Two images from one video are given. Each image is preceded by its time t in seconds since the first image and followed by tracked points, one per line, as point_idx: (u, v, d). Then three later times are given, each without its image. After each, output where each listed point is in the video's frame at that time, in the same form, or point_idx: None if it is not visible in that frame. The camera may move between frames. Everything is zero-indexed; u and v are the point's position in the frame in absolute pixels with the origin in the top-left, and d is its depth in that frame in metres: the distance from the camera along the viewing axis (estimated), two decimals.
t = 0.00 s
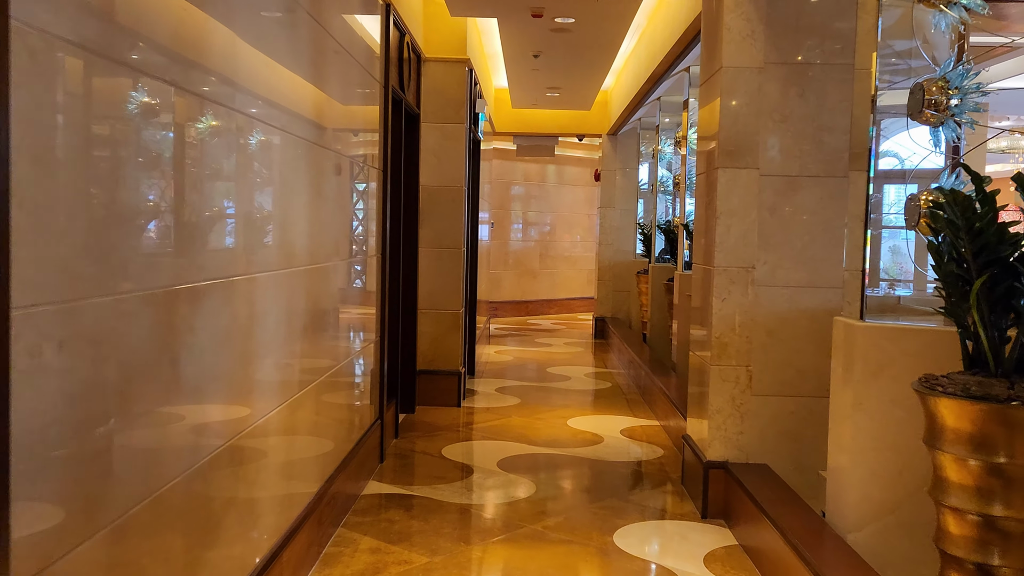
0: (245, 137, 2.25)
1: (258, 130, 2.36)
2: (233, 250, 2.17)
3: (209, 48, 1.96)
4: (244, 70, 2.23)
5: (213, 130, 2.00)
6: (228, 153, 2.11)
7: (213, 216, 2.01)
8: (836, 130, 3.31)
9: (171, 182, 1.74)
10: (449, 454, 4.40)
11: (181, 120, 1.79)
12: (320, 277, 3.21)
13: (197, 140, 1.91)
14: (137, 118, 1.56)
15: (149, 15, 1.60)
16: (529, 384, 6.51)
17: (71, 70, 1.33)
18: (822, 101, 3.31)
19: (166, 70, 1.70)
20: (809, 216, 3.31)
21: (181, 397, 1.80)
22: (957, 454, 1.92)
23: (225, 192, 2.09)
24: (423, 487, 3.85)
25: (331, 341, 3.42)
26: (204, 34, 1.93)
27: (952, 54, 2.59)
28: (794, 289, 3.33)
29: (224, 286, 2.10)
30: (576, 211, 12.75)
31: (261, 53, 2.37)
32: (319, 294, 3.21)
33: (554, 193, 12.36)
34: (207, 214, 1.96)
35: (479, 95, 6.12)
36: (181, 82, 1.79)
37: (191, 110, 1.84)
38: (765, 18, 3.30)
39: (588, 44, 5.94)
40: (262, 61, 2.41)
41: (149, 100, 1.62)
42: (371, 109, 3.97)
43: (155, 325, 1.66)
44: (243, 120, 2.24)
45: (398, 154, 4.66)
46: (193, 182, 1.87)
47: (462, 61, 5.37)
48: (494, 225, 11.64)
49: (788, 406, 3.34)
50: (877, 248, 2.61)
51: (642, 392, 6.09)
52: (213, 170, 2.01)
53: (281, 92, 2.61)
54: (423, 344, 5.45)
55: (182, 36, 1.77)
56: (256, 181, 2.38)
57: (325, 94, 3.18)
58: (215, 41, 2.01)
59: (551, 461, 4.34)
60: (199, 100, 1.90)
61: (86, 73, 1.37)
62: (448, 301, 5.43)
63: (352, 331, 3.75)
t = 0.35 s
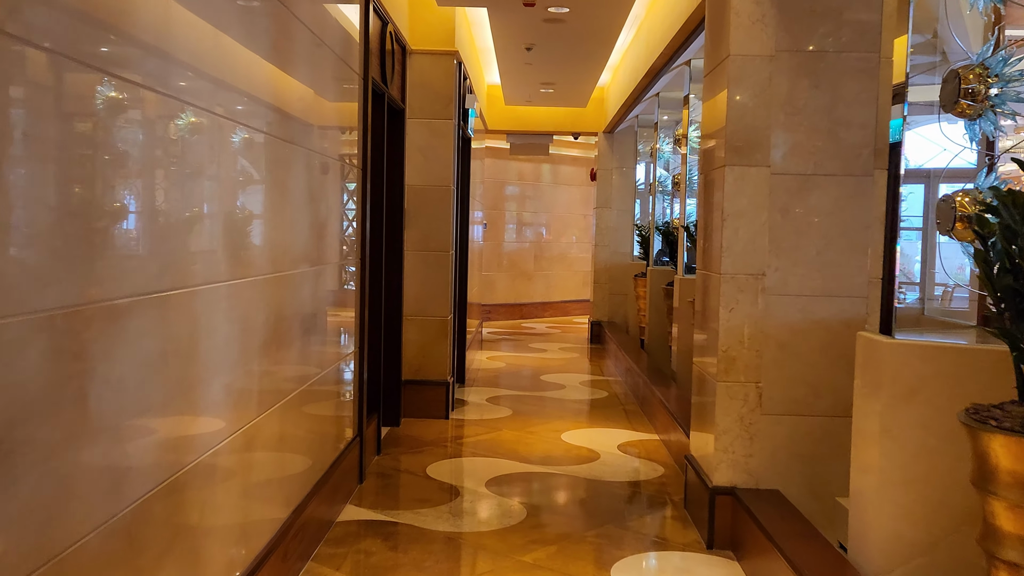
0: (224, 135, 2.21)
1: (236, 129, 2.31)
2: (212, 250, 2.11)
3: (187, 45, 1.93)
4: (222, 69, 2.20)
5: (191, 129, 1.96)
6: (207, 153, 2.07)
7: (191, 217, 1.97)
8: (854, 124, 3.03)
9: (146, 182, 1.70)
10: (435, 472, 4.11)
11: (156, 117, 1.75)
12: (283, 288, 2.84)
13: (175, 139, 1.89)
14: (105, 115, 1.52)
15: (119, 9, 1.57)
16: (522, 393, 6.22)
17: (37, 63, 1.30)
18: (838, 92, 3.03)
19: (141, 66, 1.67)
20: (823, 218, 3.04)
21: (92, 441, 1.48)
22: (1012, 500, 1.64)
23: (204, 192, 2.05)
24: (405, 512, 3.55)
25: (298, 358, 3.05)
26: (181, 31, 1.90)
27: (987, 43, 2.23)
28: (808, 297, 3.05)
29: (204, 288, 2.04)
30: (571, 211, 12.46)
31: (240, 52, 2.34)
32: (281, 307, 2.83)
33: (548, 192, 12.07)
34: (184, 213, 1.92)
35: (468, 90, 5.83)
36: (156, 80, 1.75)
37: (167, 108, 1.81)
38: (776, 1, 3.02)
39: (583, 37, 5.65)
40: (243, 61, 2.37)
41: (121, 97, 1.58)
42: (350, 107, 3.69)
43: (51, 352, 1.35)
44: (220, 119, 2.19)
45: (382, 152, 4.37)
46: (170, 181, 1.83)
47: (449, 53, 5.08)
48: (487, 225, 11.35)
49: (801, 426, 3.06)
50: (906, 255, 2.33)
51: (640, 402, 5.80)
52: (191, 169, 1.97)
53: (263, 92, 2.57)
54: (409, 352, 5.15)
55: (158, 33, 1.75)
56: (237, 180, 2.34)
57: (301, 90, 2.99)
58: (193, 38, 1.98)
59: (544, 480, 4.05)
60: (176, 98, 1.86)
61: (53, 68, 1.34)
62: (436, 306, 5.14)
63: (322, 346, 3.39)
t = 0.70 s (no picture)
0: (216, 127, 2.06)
1: (229, 121, 2.15)
2: (202, 247, 1.95)
3: (174, 27, 1.77)
4: (215, 56, 2.04)
5: (178, 119, 1.81)
6: (197, 145, 1.92)
7: (179, 212, 1.82)
8: (896, 106, 2.74)
9: (125, 177, 1.55)
10: (431, 487, 3.81)
11: (140, 105, 1.61)
12: (261, 293, 2.44)
13: (162, 130, 1.74)
14: (82, 103, 1.39)
15: None
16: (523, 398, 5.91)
17: None
18: (878, 71, 2.74)
19: (122, 50, 1.53)
20: (861, 211, 2.75)
21: None
22: None
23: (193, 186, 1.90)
24: (398, 534, 3.24)
25: (277, 371, 2.64)
26: (167, 11, 1.74)
27: None
28: (844, 299, 2.76)
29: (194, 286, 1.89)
30: (572, 209, 12.16)
31: (234, 39, 2.18)
32: (262, 314, 2.43)
33: (548, 189, 11.76)
34: (172, 208, 1.77)
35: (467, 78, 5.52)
36: (139, 65, 1.61)
37: (153, 96, 1.67)
38: None
39: (588, 22, 5.35)
40: (236, 48, 2.21)
41: (99, 83, 1.44)
42: (337, 99, 3.34)
43: None
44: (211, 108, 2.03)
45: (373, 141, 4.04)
46: (156, 173, 1.69)
47: (446, 37, 4.78)
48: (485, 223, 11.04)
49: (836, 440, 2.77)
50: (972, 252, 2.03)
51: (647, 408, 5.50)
52: (180, 161, 1.82)
53: (259, 83, 2.41)
54: (403, 356, 4.84)
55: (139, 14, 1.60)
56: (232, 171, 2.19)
57: (290, 75, 2.71)
58: (181, 20, 1.82)
59: (549, 495, 3.75)
60: (162, 85, 1.72)
61: (15, 51, 1.19)
62: (432, 307, 4.83)
63: (305, 358, 2.98)
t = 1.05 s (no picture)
0: (209, 127, 1.90)
1: (223, 121, 1.99)
2: (189, 253, 1.79)
3: (163, 20, 1.63)
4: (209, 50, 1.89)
5: (164, 117, 1.65)
6: (188, 146, 1.77)
7: (163, 215, 1.66)
8: (946, 100, 2.46)
9: (100, 180, 1.40)
10: (426, 512, 3.52)
11: (121, 103, 1.46)
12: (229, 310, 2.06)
13: (149, 130, 1.59)
14: (55, 99, 1.26)
15: None
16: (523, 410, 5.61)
17: None
18: (926, 61, 2.46)
19: (100, 43, 1.39)
20: (906, 217, 2.47)
21: None
22: None
23: (182, 190, 1.75)
24: (391, 569, 2.95)
25: (248, 399, 2.25)
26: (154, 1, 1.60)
27: None
28: (885, 314, 2.49)
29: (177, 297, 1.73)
30: (572, 210, 11.86)
31: (229, 35, 2.03)
32: (229, 333, 2.06)
33: (548, 190, 11.47)
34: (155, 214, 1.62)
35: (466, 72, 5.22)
36: (122, 60, 1.46)
37: (136, 92, 1.51)
38: None
39: (594, 13, 5.06)
40: (232, 46, 2.06)
41: (75, 78, 1.31)
42: (322, 94, 2.97)
43: None
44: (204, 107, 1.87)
45: (363, 138, 3.72)
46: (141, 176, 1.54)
47: (444, 28, 4.49)
48: (483, 224, 10.74)
49: (877, 471, 2.50)
50: None
51: (655, 422, 5.21)
52: (168, 162, 1.67)
53: (257, 82, 2.25)
54: (397, 368, 4.55)
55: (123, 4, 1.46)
56: (228, 173, 2.04)
57: (272, 65, 2.40)
58: (171, 12, 1.67)
59: (555, 522, 3.46)
60: (147, 80, 1.56)
61: None
62: (428, 314, 4.54)
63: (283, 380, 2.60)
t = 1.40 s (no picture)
0: (196, 122, 1.78)
1: (212, 117, 1.88)
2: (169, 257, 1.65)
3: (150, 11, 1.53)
4: (197, 42, 1.77)
5: (145, 112, 1.52)
6: (172, 145, 1.64)
7: (144, 214, 1.54)
8: (999, 85, 2.18)
9: (71, 177, 1.28)
10: (416, 538, 3.24)
11: (97, 99, 1.35)
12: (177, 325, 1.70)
13: (129, 126, 1.47)
14: (21, 92, 1.15)
15: None
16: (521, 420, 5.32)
17: None
18: (977, 41, 2.17)
19: (74, 34, 1.27)
20: (953, 218, 2.19)
21: None
22: None
23: (165, 190, 1.62)
24: None
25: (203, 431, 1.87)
26: None
27: None
28: (930, 327, 2.21)
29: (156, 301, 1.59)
30: (571, 210, 11.57)
31: (220, 29, 1.91)
32: (176, 353, 1.69)
33: (546, 190, 11.18)
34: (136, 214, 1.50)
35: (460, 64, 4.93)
36: (100, 53, 1.35)
37: (113, 86, 1.40)
38: None
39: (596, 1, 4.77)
40: (197, 28, 1.77)
41: (45, 70, 1.20)
42: (297, 84, 2.63)
43: None
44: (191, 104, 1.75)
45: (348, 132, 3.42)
46: (121, 173, 1.43)
47: (435, 15, 4.19)
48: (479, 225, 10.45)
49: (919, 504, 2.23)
50: None
51: (660, 434, 4.93)
52: (149, 160, 1.55)
53: (236, 74, 2.04)
54: (386, 378, 4.26)
55: None
56: (217, 172, 1.92)
57: (243, 45, 2.09)
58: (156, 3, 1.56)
59: (555, 550, 3.17)
60: (127, 73, 1.44)
61: None
62: (420, 321, 4.25)
63: (251, 403, 2.22)
